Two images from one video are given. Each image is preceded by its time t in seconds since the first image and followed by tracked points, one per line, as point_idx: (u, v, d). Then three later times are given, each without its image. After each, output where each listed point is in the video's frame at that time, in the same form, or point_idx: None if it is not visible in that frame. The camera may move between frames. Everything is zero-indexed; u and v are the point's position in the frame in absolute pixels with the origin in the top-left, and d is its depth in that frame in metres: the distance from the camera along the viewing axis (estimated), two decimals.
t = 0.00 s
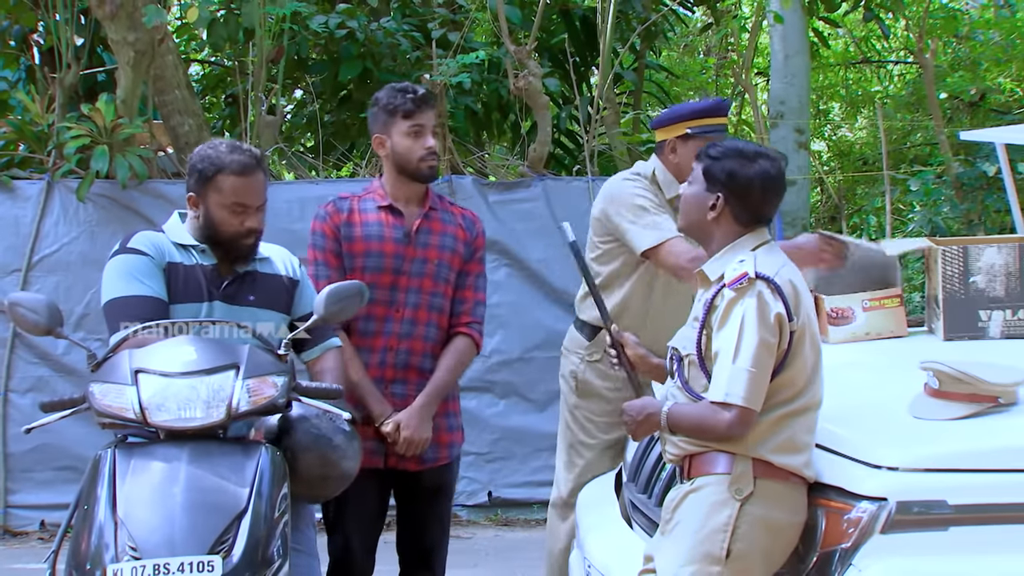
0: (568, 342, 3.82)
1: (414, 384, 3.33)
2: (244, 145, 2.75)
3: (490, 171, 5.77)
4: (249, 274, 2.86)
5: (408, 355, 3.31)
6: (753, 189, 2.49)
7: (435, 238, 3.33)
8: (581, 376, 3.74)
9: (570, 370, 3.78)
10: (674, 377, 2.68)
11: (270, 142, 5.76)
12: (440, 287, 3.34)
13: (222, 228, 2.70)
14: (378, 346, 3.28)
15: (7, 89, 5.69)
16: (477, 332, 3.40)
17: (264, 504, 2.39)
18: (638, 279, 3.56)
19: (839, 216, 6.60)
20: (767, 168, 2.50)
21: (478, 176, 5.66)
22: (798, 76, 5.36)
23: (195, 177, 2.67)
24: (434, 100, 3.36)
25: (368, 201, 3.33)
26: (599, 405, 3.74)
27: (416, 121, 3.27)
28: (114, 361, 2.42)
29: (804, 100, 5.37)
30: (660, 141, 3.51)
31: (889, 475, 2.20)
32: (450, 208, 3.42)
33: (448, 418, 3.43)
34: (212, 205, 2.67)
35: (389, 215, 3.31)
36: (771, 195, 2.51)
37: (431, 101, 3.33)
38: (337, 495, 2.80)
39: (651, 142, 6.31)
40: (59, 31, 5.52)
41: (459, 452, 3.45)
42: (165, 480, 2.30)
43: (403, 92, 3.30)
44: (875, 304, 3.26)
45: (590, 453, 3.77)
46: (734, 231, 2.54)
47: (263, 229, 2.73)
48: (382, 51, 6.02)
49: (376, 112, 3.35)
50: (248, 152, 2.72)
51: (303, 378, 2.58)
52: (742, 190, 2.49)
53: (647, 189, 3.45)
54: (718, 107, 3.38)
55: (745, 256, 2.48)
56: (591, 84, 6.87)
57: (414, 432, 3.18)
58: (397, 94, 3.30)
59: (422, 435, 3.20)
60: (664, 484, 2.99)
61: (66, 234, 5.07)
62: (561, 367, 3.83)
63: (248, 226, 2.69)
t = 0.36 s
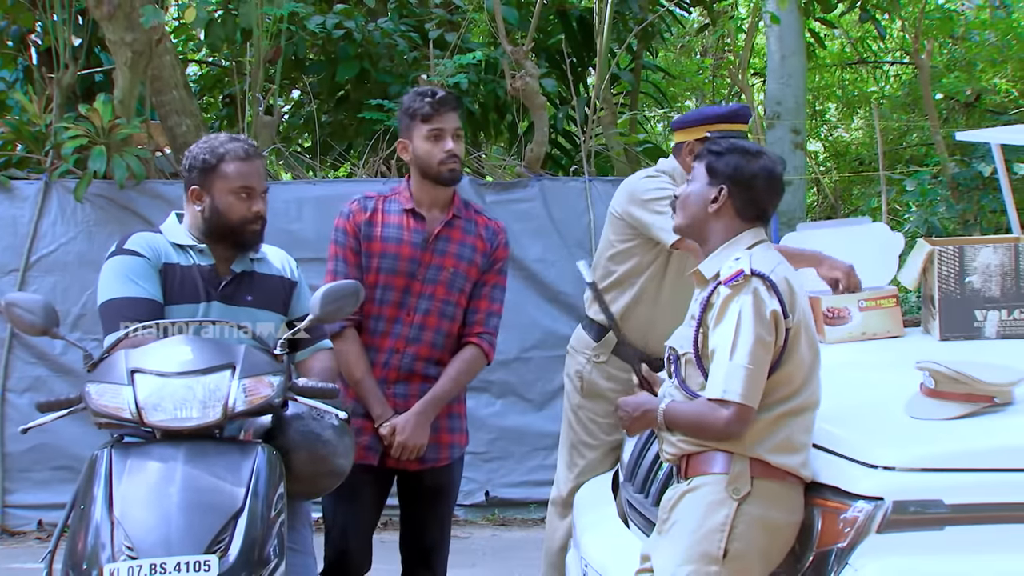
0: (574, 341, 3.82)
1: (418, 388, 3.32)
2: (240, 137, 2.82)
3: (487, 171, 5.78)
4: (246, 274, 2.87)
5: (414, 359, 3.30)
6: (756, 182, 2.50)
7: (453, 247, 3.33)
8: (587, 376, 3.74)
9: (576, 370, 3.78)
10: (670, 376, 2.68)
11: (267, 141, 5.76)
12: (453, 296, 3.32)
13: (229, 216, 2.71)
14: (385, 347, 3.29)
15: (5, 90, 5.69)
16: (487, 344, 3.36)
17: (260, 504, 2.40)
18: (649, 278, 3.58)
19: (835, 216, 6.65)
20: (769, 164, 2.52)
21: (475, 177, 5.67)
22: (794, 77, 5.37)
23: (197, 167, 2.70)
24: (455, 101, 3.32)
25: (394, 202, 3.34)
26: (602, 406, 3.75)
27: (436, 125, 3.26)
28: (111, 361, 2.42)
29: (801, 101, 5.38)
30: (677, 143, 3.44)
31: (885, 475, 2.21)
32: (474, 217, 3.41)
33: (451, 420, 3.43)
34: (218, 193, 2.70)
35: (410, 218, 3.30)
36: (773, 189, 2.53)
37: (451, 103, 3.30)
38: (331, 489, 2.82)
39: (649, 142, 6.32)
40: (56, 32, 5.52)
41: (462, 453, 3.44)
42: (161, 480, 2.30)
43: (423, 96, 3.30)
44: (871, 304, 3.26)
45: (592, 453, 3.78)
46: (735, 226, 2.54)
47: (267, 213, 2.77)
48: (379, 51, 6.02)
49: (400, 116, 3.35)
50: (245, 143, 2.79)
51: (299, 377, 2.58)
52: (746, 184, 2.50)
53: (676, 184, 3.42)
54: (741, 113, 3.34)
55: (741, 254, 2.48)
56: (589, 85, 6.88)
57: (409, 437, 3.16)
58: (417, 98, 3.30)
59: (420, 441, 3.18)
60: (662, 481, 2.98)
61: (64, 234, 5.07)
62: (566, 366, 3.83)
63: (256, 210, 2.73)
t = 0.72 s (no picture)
0: (574, 341, 3.82)
1: (416, 391, 3.31)
2: (245, 137, 2.83)
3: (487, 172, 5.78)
4: (246, 274, 2.87)
5: (413, 361, 3.30)
6: (753, 181, 2.50)
7: (453, 250, 3.33)
8: (587, 375, 3.74)
9: (575, 369, 3.78)
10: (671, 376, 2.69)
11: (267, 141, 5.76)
12: (453, 299, 3.32)
13: (233, 214, 2.72)
14: (384, 349, 3.29)
15: (5, 91, 5.69)
16: (488, 347, 3.35)
17: (259, 503, 2.40)
18: (654, 271, 3.58)
19: (834, 216, 6.67)
20: (763, 162, 2.51)
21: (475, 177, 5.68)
22: (794, 78, 5.37)
23: (202, 165, 2.71)
24: (445, 101, 3.26)
25: (395, 204, 3.34)
26: (601, 405, 3.75)
27: (414, 129, 3.24)
28: (110, 362, 2.43)
29: (800, 101, 5.39)
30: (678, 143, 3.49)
31: (884, 475, 2.21)
32: (475, 219, 3.40)
33: (450, 421, 3.42)
34: (223, 191, 2.71)
35: (411, 220, 3.30)
36: (770, 188, 2.53)
37: (434, 105, 3.25)
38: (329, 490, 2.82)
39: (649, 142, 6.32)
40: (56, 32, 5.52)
41: (461, 454, 3.44)
42: (160, 479, 2.31)
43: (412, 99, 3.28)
44: (871, 304, 3.26)
45: (592, 453, 3.78)
46: (735, 227, 2.54)
47: (271, 212, 2.79)
48: (378, 52, 6.02)
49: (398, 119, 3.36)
50: (249, 142, 2.80)
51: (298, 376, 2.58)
52: (745, 186, 2.50)
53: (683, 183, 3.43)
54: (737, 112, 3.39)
55: (739, 251, 2.49)
56: (588, 85, 6.89)
57: (407, 440, 3.15)
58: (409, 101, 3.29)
59: (417, 444, 3.17)
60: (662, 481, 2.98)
61: (64, 235, 5.08)
62: (565, 366, 3.83)
63: (260, 208, 2.74)
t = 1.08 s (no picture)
0: (573, 341, 3.83)
1: (404, 392, 3.30)
2: (242, 137, 2.83)
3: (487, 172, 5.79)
4: (245, 274, 2.87)
5: (400, 362, 3.29)
6: (752, 182, 2.51)
7: (436, 249, 3.30)
8: (584, 374, 3.74)
9: (574, 369, 3.78)
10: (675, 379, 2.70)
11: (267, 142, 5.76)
12: (437, 299, 3.30)
13: (232, 213, 2.72)
14: (371, 351, 3.29)
15: (5, 91, 5.68)
16: (475, 346, 3.31)
17: (260, 503, 2.40)
18: (638, 277, 3.58)
19: (834, 216, 6.68)
20: (764, 164, 2.52)
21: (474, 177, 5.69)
22: (794, 78, 5.37)
23: (200, 165, 2.71)
24: (422, 101, 3.23)
25: (378, 205, 3.34)
26: (601, 403, 3.75)
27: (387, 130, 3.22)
28: (111, 362, 2.43)
29: (801, 101, 5.39)
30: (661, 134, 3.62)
31: (885, 475, 2.21)
32: (459, 217, 3.36)
33: (440, 422, 3.40)
34: (221, 190, 2.71)
35: (393, 221, 3.30)
36: (770, 188, 2.53)
37: (411, 105, 3.22)
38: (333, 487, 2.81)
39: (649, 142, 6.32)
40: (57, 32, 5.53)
41: (450, 455, 3.41)
42: (161, 479, 2.31)
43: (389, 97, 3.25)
44: (870, 304, 3.26)
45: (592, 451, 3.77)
46: (736, 228, 2.54)
47: (270, 211, 2.79)
48: (379, 52, 6.02)
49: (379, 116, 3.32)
50: (247, 141, 2.81)
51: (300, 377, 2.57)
52: (744, 186, 2.51)
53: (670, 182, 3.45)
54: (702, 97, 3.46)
55: (741, 252, 2.49)
56: (589, 85, 6.89)
57: (393, 442, 3.14)
58: (387, 99, 3.25)
59: (403, 447, 3.16)
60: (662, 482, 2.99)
61: (64, 235, 5.08)
62: (564, 366, 3.84)
63: (258, 207, 2.74)
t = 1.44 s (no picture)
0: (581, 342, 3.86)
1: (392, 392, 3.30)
2: (239, 136, 2.82)
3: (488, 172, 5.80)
4: (244, 274, 2.87)
5: (386, 362, 3.29)
6: (754, 198, 2.50)
7: (410, 246, 3.30)
8: (592, 374, 3.75)
9: (581, 370, 3.81)
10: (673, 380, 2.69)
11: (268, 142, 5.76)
12: (417, 296, 3.30)
13: (229, 212, 2.72)
14: (356, 352, 3.29)
15: (6, 92, 5.68)
16: (457, 340, 3.31)
17: (261, 503, 2.40)
18: (632, 281, 3.58)
19: (835, 215, 6.68)
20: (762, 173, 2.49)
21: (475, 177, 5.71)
22: (795, 78, 5.37)
23: (196, 165, 2.71)
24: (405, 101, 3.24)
25: (349, 206, 3.34)
26: (605, 403, 3.75)
27: (373, 126, 3.19)
28: (111, 362, 2.43)
29: (802, 101, 5.39)
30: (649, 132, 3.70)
31: (885, 475, 2.21)
32: (431, 213, 3.36)
33: (428, 420, 3.38)
34: (218, 190, 2.71)
35: (366, 221, 3.31)
36: (769, 195, 2.52)
37: (396, 104, 3.22)
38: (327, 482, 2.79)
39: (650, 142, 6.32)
40: (58, 32, 5.54)
41: (440, 454, 3.40)
42: (162, 479, 2.31)
43: (370, 93, 3.22)
44: (871, 304, 3.26)
45: (598, 452, 3.78)
46: (729, 234, 2.55)
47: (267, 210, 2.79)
48: (380, 52, 6.02)
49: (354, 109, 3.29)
50: (245, 140, 2.80)
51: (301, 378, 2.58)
52: (741, 200, 2.50)
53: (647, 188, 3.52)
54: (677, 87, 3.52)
55: (735, 255, 2.49)
56: (590, 85, 6.89)
57: (383, 442, 3.15)
58: (366, 95, 3.23)
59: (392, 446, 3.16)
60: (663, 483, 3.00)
61: (65, 235, 5.08)
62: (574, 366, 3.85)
63: (255, 207, 2.74)
